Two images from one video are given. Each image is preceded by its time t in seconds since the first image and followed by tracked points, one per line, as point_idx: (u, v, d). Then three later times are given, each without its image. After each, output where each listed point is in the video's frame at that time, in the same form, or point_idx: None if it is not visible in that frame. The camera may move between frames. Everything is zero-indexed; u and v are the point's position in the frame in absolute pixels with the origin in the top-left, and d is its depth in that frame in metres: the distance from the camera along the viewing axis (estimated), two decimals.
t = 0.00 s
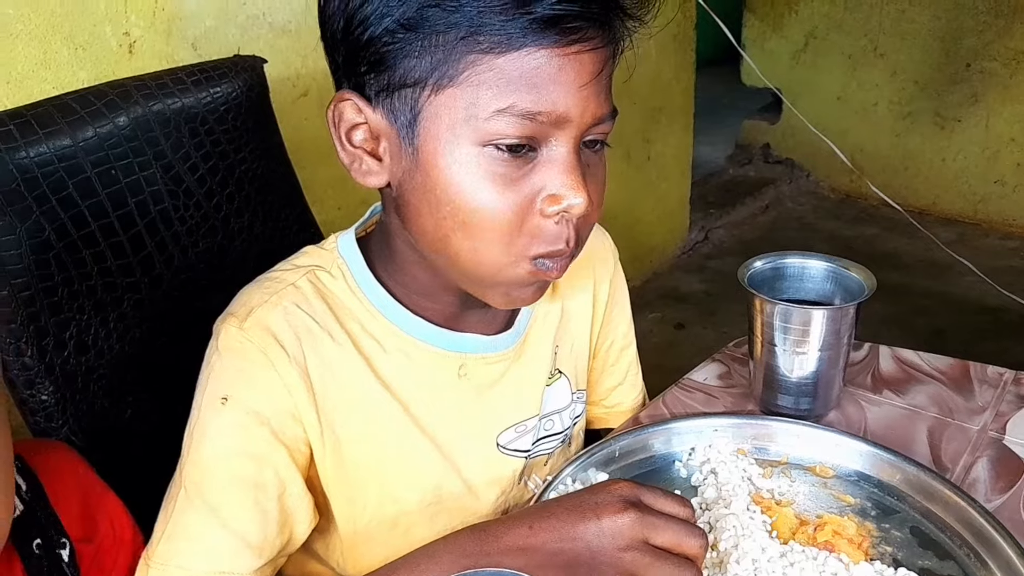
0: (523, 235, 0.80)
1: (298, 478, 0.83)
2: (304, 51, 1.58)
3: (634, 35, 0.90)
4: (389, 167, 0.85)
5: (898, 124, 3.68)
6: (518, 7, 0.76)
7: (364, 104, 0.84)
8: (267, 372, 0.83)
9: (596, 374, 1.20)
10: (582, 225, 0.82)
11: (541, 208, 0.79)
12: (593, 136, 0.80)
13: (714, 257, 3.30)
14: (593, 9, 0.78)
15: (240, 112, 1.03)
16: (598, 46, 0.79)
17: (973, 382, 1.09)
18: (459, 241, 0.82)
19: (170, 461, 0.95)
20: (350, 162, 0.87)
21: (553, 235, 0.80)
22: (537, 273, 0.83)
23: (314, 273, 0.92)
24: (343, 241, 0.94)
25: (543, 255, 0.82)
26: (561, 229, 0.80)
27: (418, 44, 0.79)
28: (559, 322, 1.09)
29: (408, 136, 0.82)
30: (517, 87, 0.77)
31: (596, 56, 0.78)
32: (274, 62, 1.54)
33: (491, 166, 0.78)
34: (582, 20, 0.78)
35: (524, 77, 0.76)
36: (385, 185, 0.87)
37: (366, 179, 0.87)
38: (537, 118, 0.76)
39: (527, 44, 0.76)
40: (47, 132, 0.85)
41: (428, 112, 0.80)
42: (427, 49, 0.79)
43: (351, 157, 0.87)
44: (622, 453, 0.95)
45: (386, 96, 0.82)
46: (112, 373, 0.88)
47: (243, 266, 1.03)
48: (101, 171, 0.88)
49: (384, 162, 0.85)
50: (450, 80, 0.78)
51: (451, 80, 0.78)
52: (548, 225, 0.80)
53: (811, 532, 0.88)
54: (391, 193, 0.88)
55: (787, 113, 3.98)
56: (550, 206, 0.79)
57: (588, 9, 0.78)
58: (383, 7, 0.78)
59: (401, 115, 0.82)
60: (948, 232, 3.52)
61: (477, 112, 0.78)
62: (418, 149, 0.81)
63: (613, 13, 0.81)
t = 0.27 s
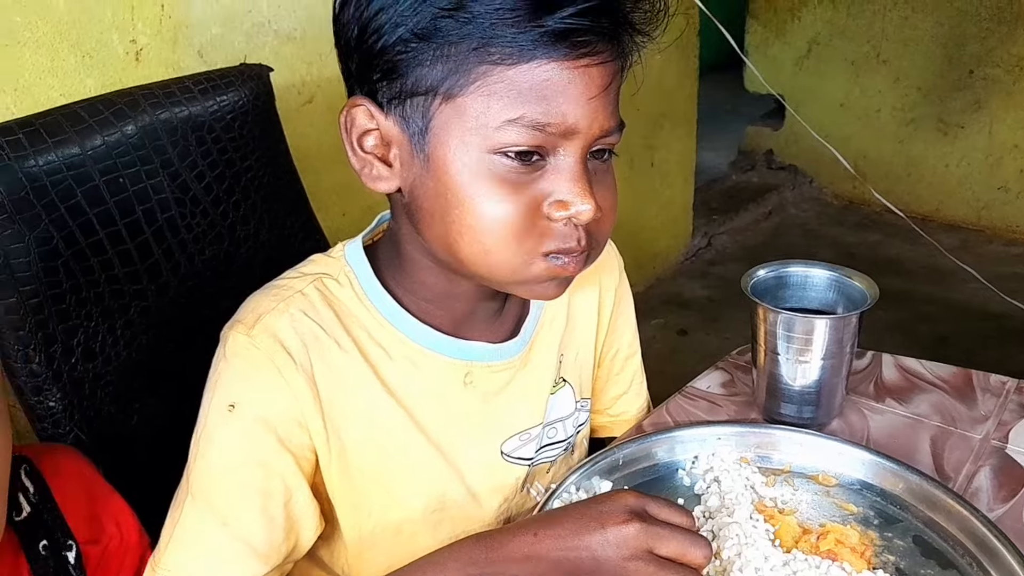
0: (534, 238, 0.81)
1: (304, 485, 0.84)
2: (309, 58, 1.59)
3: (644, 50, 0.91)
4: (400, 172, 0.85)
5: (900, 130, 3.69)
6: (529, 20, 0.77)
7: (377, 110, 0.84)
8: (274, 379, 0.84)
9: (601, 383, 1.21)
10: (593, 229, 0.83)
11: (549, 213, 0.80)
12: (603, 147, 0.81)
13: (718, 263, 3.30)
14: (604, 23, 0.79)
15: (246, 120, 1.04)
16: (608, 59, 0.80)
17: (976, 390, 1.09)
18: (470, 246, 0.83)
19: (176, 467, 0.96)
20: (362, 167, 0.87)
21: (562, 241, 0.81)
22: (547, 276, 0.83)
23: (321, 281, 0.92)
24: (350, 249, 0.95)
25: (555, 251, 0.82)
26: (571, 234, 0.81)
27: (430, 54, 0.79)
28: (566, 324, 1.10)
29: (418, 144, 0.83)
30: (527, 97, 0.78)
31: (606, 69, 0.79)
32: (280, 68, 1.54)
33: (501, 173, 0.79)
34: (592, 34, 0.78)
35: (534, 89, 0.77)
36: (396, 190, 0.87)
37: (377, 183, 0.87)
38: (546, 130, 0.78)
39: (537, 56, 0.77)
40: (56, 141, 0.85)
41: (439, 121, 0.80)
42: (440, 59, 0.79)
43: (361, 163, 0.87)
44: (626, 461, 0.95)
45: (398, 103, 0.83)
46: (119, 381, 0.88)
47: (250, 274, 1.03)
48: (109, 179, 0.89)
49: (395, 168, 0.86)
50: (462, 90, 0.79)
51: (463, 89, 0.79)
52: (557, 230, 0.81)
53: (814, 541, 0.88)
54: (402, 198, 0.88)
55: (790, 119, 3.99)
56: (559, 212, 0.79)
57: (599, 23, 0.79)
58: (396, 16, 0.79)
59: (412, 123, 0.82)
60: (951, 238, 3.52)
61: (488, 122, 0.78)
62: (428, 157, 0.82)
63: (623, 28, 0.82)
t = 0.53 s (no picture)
0: (548, 243, 0.82)
1: (300, 489, 0.84)
2: (309, 63, 1.59)
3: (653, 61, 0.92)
4: (413, 182, 0.86)
5: (899, 133, 3.69)
6: (547, 31, 0.77)
7: (390, 120, 0.85)
8: (270, 383, 0.84)
9: (596, 387, 1.21)
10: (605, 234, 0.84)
11: (565, 219, 0.80)
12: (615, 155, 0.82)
13: (717, 267, 3.30)
14: (618, 33, 0.80)
15: (246, 126, 1.04)
16: (621, 69, 0.80)
17: (974, 395, 1.09)
18: (483, 253, 0.83)
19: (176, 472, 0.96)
20: (374, 177, 0.87)
21: (575, 245, 0.82)
22: (562, 280, 0.84)
23: (316, 285, 0.92)
24: (345, 253, 0.95)
25: (568, 256, 0.83)
26: (585, 238, 0.82)
27: (447, 64, 0.80)
28: (559, 335, 1.10)
29: (434, 153, 0.83)
30: (544, 106, 0.78)
31: (620, 79, 0.80)
32: (280, 74, 1.55)
33: (517, 181, 0.80)
34: (607, 45, 0.79)
35: (551, 98, 0.78)
36: (408, 200, 0.88)
37: (389, 194, 0.88)
38: (563, 137, 0.78)
39: (556, 67, 0.78)
40: (56, 147, 0.86)
41: (455, 130, 0.81)
42: (456, 70, 0.79)
43: (374, 172, 0.87)
44: (626, 466, 0.95)
45: (413, 114, 0.83)
46: (119, 386, 0.88)
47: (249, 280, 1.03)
48: (109, 186, 0.89)
49: (407, 178, 0.86)
50: (479, 100, 0.79)
51: (480, 100, 0.79)
52: (571, 234, 0.81)
53: (813, 545, 0.89)
54: (415, 209, 0.89)
55: (789, 122, 3.99)
56: (574, 218, 0.80)
57: (614, 34, 0.79)
58: (413, 27, 0.79)
59: (428, 133, 0.83)
60: (951, 241, 3.53)
61: (505, 131, 0.79)
62: (444, 166, 0.82)
63: (636, 39, 0.83)
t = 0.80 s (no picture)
0: (546, 246, 0.82)
1: (299, 491, 0.84)
2: (309, 65, 1.60)
3: (656, 69, 0.92)
4: (417, 184, 0.86)
5: (898, 134, 3.70)
6: (553, 36, 0.77)
7: (395, 121, 0.85)
8: (269, 384, 0.84)
9: (594, 389, 1.21)
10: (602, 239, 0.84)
11: (566, 223, 0.81)
12: (618, 161, 0.83)
13: (717, 268, 3.30)
14: (623, 40, 0.81)
15: (246, 129, 1.04)
16: (625, 75, 0.81)
17: (974, 395, 1.09)
18: (482, 256, 0.83)
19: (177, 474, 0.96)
20: (377, 178, 0.87)
21: (574, 249, 0.82)
22: (559, 283, 0.84)
23: (314, 285, 0.93)
24: (342, 254, 0.95)
25: (563, 260, 0.83)
26: (583, 242, 0.82)
27: (453, 68, 0.80)
28: (555, 335, 1.10)
29: (439, 156, 0.83)
30: (551, 111, 0.78)
31: (625, 85, 0.81)
32: (280, 76, 1.55)
33: (521, 185, 0.80)
34: (613, 50, 0.80)
35: (558, 102, 0.78)
36: (410, 202, 0.88)
37: (393, 195, 0.88)
38: (568, 141, 0.78)
39: (563, 71, 0.78)
40: (57, 151, 0.86)
41: (460, 133, 0.81)
42: (463, 73, 0.80)
43: (378, 174, 0.87)
44: (626, 467, 0.95)
45: (418, 116, 0.83)
46: (120, 388, 0.89)
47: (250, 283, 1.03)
48: (110, 188, 0.89)
49: (411, 179, 0.86)
50: (484, 104, 0.79)
51: (486, 104, 0.79)
52: (571, 238, 0.82)
53: (814, 546, 0.89)
54: (416, 211, 0.89)
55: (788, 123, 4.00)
56: (576, 223, 0.80)
57: (619, 40, 0.80)
58: (420, 31, 0.80)
59: (432, 136, 0.83)
60: (950, 242, 3.53)
61: (511, 134, 0.79)
62: (449, 169, 0.83)
63: (640, 46, 0.83)
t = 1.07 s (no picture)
0: (542, 245, 0.83)
1: (302, 489, 0.84)
2: (311, 67, 1.60)
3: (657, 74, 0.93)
4: (416, 183, 0.86)
5: (899, 137, 3.70)
6: (553, 37, 0.78)
7: (396, 120, 0.85)
8: (272, 383, 0.85)
9: (594, 392, 1.21)
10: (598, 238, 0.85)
11: (563, 223, 0.81)
12: (616, 164, 0.83)
13: (718, 270, 3.31)
14: (623, 43, 0.81)
15: (248, 130, 1.05)
16: (625, 77, 0.81)
17: (973, 399, 1.10)
18: (479, 255, 0.84)
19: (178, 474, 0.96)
20: (378, 176, 0.88)
21: (570, 248, 0.83)
22: (555, 279, 0.85)
23: (317, 284, 0.93)
24: (346, 254, 0.96)
25: (560, 257, 0.84)
26: (579, 242, 0.83)
27: (453, 69, 0.80)
28: (556, 332, 1.10)
29: (439, 156, 0.83)
30: (550, 112, 0.79)
31: (625, 87, 0.81)
32: (282, 77, 1.55)
33: (518, 185, 0.80)
34: (613, 53, 0.80)
35: (557, 104, 0.79)
36: (410, 201, 0.88)
37: (393, 194, 0.88)
38: (567, 143, 0.79)
39: (562, 73, 0.78)
40: (60, 152, 0.86)
41: (460, 134, 0.81)
42: (463, 74, 0.80)
43: (378, 172, 0.88)
44: (626, 470, 0.96)
45: (418, 116, 0.83)
46: (122, 389, 0.89)
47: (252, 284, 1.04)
48: (113, 189, 0.89)
49: (411, 178, 0.86)
50: (484, 104, 0.80)
51: (486, 104, 0.80)
52: (567, 238, 0.82)
53: (813, 549, 0.89)
54: (416, 210, 0.89)
55: (790, 126, 4.00)
56: (573, 222, 0.81)
57: (619, 43, 0.81)
58: (422, 33, 0.80)
59: (432, 135, 0.83)
60: (951, 245, 3.53)
61: (510, 135, 0.80)
62: (449, 168, 0.83)
63: (641, 50, 0.84)
